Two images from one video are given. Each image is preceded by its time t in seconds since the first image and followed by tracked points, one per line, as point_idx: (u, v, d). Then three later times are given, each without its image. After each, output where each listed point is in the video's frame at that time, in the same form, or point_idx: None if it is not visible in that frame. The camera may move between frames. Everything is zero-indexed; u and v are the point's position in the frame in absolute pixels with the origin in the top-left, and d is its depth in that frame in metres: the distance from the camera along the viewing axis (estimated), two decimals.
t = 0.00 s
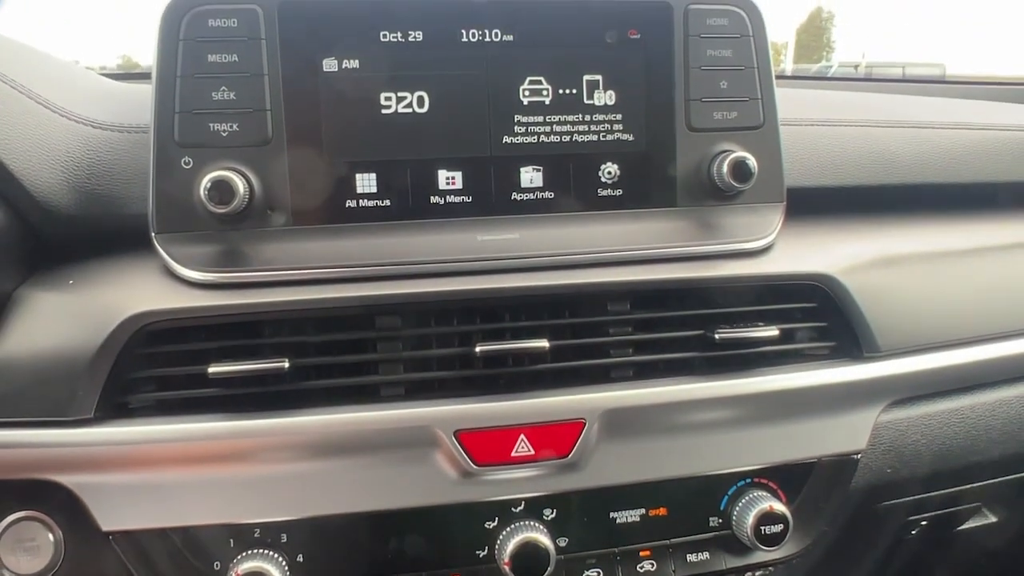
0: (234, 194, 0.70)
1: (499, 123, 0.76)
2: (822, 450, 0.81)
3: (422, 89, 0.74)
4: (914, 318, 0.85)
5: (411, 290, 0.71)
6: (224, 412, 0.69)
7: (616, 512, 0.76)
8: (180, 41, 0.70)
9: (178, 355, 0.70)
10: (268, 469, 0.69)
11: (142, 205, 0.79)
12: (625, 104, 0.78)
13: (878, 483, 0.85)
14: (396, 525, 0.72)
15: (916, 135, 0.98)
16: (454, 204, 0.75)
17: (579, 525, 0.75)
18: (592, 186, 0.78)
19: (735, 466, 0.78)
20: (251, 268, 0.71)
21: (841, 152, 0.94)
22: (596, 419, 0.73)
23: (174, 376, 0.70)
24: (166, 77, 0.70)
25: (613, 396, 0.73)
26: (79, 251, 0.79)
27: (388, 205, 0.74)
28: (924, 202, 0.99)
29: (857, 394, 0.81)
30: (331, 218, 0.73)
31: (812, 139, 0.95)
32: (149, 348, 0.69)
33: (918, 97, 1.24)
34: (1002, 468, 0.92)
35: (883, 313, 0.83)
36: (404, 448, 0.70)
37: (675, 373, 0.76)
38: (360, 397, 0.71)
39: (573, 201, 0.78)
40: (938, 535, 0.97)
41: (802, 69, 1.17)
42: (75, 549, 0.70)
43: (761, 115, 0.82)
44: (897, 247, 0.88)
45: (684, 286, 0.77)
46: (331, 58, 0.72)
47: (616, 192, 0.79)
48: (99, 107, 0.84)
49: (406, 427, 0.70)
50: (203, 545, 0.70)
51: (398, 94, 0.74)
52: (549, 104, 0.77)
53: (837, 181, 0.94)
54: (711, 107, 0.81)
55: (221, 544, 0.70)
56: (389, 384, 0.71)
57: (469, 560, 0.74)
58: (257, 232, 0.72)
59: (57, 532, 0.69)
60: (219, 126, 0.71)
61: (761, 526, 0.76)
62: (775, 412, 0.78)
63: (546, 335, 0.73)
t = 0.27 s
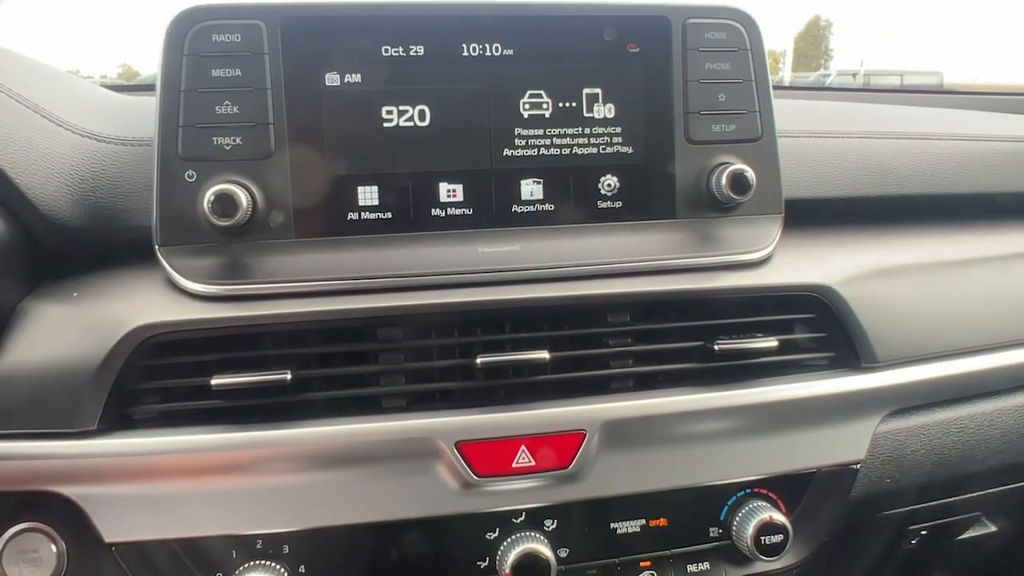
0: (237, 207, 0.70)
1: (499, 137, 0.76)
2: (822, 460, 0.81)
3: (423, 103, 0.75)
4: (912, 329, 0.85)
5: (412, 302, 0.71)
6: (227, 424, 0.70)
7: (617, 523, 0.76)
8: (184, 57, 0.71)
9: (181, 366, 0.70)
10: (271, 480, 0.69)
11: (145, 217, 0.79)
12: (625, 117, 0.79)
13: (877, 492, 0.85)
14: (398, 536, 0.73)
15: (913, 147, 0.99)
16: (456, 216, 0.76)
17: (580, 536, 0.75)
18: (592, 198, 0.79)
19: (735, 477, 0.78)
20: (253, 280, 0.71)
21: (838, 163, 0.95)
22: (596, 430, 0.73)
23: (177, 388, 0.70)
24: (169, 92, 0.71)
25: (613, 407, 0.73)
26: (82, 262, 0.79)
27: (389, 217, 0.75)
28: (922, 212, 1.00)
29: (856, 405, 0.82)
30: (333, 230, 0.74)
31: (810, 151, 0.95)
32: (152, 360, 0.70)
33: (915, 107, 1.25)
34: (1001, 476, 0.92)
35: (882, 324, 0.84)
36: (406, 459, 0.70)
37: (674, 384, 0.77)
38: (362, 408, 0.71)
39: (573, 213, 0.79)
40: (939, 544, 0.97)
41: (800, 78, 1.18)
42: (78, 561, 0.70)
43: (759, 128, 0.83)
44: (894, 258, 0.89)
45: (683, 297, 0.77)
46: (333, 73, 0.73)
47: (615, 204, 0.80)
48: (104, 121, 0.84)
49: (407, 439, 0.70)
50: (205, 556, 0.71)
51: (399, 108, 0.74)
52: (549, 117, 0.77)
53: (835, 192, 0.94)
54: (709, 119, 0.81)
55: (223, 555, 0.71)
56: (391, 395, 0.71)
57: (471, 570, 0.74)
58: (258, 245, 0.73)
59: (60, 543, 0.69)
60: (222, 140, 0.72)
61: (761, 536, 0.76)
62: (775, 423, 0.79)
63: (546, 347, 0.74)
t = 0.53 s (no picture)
0: (239, 216, 0.71)
1: (499, 145, 0.77)
2: (821, 467, 0.81)
3: (423, 112, 0.75)
4: (911, 336, 0.86)
5: (413, 310, 0.72)
6: (229, 431, 0.70)
7: (617, 530, 0.76)
8: (186, 66, 0.71)
9: (183, 374, 0.70)
10: (272, 488, 0.70)
11: (148, 224, 0.79)
12: (624, 126, 0.80)
13: (876, 499, 0.85)
14: (398, 543, 0.73)
15: (911, 154, 0.99)
16: (456, 224, 0.76)
17: (580, 543, 0.76)
18: (592, 206, 0.79)
19: (734, 484, 0.78)
20: (254, 288, 0.72)
21: (837, 171, 0.96)
22: (596, 438, 0.73)
23: (179, 395, 0.70)
24: (172, 101, 0.71)
25: (613, 415, 0.74)
26: (83, 271, 0.79)
27: (390, 226, 0.75)
28: (920, 220, 1.00)
29: (854, 412, 0.82)
30: (334, 239, 0.74)
31: (809, 159, 0.96)
32: (154, 368, 0.70)
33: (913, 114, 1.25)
34: (999, 483, 0.92)
35: (880, 332, 0.84)
36: (407, 466, 0.71)
37: (674, 392, 0.77)
38: (363, 416, 0.72)
39: (573, 221, 0.79)
40: (938, 551, 0.97)
41: (797, 86, 1.18)
42: (79, 569, 0.70)
43: (757, 136, 0.83)
44: (893, 265, 0.89)
45: (683, 305, 0.77)
46: (334, 83, 0.73)
47: (615, 212, 0.80)
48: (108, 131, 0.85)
49: (408, 447, 0.70)
50: (207, 564, 0.71)
51: (400, 117, 0.75)
52: (548, 126, 0.78)
53: (833, 200, 0.95)
54: (708, 128, 0.82)
55: (225, 562, 0.71)
56: (392, 403, 0.72)
57: None
58: (260, 253, 0.74)
59: (62, 551, 0.70)
60: (224, 149, 0.72)
61: (760, 543, 0.76)
62: (774, 430, 0.79)
63: (546, 355, 0.74)
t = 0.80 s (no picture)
0: (241, 222, 0.71)
1: (500, 151, 0.77)
2: (821, 472, 0.81)
3: (425, 118, 0.75)
4: (911, 341, 0.86)
5: (414, 316, 0.72)
6: (230, 437, 0.70)
7: (617, 535, 0.77)
8: (189, 73, 0.71)
9: (184, 380, 0.71)
10: (273, 493, 0.70)
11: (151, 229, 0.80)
12: (624, 131, 0.80)
13: (877, 504, 0.86)
14: (399, 549, 0.73)
15: (911, 160, 1.00)
16: (457, 230, 0.77)
17: (581, 548, 0.76)
18: (592, 212, 0.80)
19: (735, 489, 0.78)
20: (256, 294, 0.72)
21: (837, 176, 0.96)
22: (597, 443, 0.73)
23: (180, 401, 0.70)
24: (174, 107, 0.72)
25: (614, 420, 0.74)
26: (88, 275, 0.80)
27: (392, 231, 0.75)
28: (920, 225, 1.00)
29: (855, 417, 0.82)
30: (336, 244, 0.75)
31: (809, 165, 0.96)
32: (155, 374, 0.70)
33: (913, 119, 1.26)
34: (999, 488, 0.92)
35: (880, 337, 0.84)
36: (408, 472, 0.71)
37: (675, 397, 0.77)
38: (364, 421, 0.72)
39: (574, 227, 0.79)
40: (939, 555, 0.97)
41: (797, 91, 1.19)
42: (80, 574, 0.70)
43: (757, 142, 0.83)
44: (893, 270, 0.89)
45: (683, 310, 0.78)
46: (336, 89, 0.73)
47: (616, 218, 0.80)
48: (111, 137, 0.85)
49: (410, 452, 0.70)
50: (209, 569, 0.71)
51: (402, 123, 0.75)
52: (549, 131, 0.78)
53: (833, 205, 0.95)
54: (708, 134, 0.82)
55: (226, 568, 0.71)
56: (393, 408, 0.72)
57: None
58: (261, 258, 0.74)
59: (64, 557, 0.69)
60: (226, 155, 0.73)
61: (761, 548, 0.77)
62: (775, 435, 0.79)
63: (547, 360, 0.74)
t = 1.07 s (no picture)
0: (242, 227, 0.71)
1: (501, 156, 0.78)
2: (821, 476, 0.81)
3: (426, 123, 0.76)
4: (910, 346, 0.86)
5: (415, 320, 0.72)
6: (231, 441, 0.70)
7: (618, 540, 0.77)
8: (191, 78, 0.71)
9: (186, 384, 0.71)
10: (274, 498, 0.70)
11: (151, 234, 0.80)
12: (624, 136, 0.80)
13: (877, 508, 0.86)
14: (400, 553, 0.73)
15: (910, 165, 1.00)
16: (458, 235, 0.77)
17: (581, 552, 0.76)
18: (592, 216, 0.80)
19: (735, 493, 0.78)
20: (257, 298, 0.72)
21: (836, 181, 0.96)
22: (597, 447, 0.74)
23: (181, 405, 0.71)
24: (176, 112, 0.72)
25: (614, 424, 0.74)
26: (87, 280, 0.80)
27: (393, 236, 0.76)
28: (920, 230, 1.01)
29: (854, 421, 0.82)
30: (336, 248, 0.75)
31: (809, 170, 0.96)
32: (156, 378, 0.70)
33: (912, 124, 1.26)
34: (999, 493, 0.92)
35: (880, 341, 0.84)
36: (409, 476, 0.71)
37: (675, 401, 0.77)
38: (365, 425, 0.72)
39: (574, 232, 0.79)
40: (939, 560, 0.97)
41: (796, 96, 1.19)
42: None
43: (757, 147, 0.84)
44: (892, 275, 0.90)
45: (683, 314, 0.78)
46: (337, 94, 0.74)
47: (616, 222, 0.80)
48: (113, 141, 0.85)
49: (410, 456, 0.70)
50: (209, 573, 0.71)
51: (403, 128, 0.75)
52: (549, 136, 0.79)
53: (833, 211, 0.95)
54: (708, 139, 0.82)
55: (227, 572, 0.71)
56: (394, 413, 0.72)
57: None
58: (263, 263, 0.74)
59: (65, 561, 0.70)
60: (228, 160, 0.73)
61: (760, 553, 0.76)
62: (774, 439, 0.79)
63: (547, 364, 0.74)
